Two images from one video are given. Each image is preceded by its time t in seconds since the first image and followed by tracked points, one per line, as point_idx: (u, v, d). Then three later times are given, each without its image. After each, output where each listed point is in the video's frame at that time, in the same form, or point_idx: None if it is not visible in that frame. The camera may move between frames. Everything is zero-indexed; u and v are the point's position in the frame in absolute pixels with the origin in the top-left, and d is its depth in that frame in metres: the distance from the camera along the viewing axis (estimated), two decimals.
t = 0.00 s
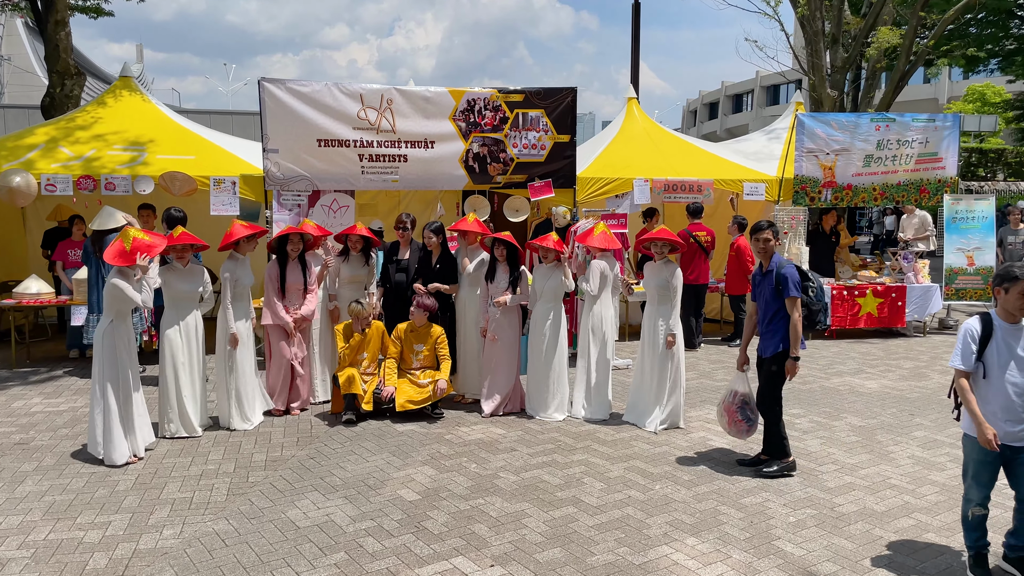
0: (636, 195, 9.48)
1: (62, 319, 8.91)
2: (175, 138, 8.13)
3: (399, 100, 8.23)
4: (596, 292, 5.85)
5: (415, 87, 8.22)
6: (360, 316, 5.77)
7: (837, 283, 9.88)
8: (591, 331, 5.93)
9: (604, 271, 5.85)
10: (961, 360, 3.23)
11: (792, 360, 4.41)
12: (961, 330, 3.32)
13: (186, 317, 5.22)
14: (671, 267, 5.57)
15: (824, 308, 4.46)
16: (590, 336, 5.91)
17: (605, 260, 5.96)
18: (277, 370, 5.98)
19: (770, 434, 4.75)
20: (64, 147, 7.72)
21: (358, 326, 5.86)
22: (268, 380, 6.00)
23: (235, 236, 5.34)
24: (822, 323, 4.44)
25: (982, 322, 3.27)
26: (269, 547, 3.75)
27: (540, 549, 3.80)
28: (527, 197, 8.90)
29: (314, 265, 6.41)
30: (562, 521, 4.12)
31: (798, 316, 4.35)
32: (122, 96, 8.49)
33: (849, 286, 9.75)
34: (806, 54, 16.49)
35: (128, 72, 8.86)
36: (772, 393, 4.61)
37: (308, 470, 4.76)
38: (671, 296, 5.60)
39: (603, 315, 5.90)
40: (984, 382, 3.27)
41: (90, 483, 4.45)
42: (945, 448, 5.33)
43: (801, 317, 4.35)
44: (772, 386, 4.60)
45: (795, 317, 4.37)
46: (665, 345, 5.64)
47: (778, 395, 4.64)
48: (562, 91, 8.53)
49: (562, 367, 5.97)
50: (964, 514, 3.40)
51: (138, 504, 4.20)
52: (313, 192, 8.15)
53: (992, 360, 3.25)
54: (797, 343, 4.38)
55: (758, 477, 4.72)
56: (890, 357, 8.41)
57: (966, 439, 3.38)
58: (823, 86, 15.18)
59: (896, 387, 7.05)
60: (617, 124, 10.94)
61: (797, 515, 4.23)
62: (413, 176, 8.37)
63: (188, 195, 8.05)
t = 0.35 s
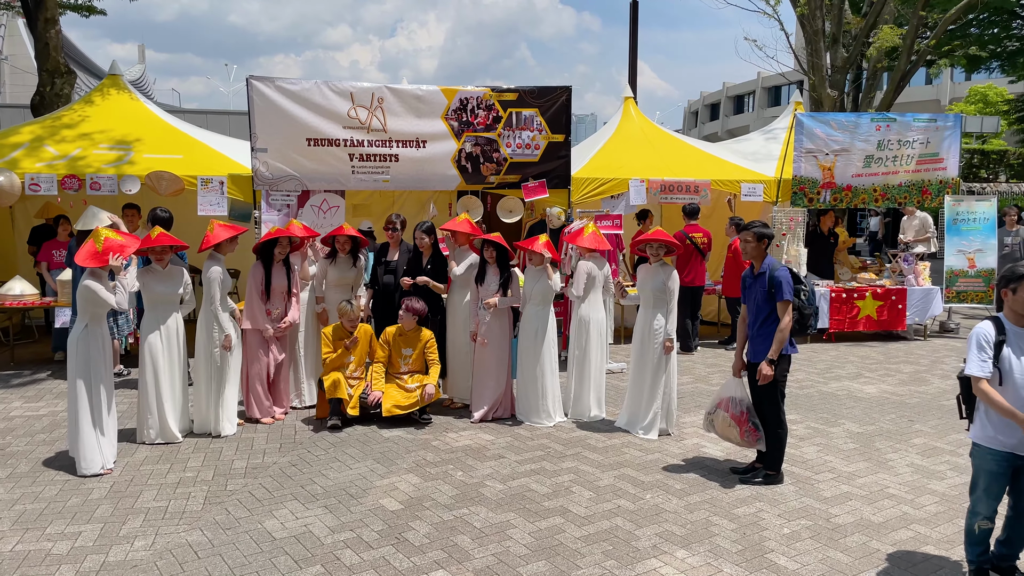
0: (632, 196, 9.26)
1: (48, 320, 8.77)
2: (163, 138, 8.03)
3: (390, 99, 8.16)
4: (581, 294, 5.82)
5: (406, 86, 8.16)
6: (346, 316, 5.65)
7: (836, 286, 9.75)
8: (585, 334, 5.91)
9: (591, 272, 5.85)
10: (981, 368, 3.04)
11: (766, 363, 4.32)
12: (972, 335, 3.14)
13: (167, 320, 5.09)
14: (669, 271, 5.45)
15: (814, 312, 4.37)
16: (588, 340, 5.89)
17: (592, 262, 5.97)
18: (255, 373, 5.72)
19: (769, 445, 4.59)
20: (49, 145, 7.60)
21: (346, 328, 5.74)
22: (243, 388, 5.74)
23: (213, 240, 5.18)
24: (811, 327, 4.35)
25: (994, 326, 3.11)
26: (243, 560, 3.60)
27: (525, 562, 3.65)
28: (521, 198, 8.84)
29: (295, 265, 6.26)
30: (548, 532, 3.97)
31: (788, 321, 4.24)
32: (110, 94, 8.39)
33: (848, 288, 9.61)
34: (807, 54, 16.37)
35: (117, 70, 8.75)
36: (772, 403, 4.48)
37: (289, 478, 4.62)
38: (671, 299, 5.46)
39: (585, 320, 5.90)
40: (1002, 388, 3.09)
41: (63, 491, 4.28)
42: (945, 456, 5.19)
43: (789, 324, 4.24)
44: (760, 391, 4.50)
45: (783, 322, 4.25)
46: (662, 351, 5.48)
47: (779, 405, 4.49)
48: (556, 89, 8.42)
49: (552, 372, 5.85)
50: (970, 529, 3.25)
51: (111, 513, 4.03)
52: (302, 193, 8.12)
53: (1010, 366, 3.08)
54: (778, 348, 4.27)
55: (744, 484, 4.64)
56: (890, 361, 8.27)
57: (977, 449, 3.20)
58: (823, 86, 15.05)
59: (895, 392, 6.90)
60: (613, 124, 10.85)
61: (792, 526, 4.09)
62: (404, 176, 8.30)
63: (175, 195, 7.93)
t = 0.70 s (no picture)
0: (634, 194, 9.11)
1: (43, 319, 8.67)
2: (157, 135, 7.95)
3: (387, 96, 8.15)
4: (573, 294, 5.78)
5: (405, 82, 8.16)
6: (343, 314, 5.48)
7: (842, 286, 9.60)
8: (575, 334, 5.95)
9: (582, 271, 5.81)
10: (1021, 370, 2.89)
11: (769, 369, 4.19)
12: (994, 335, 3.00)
13: (158, 320, 4.97)
14: (672, 269, 5.29)
15: (820, 313, 4.20)
16: (575, 339, 5.94)
17: (584, 260, 5.92)
18: (249, 379, 5.65)
19: (774, 449, 4.45)
20: (42, 142, 7.51)
21: (343, 327, 5.59)
22: (233, 388, 5.62)
23: (205, 238, 5.07)
24: (816, 328, 4.20)
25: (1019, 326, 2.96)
26: (229, 566, 3.45)
27: (520, 569, 3.52)
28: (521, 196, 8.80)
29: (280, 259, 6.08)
30: (545, 538, 3.84)
31: (789, 325, 4.08)
32: (105, 90, 8.31)
33: (854, 289, 9.47)
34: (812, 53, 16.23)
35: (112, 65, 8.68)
36: (774, 406, 4.35)
37: (280, 482, 4.49)
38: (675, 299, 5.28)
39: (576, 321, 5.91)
40: None
41: (47, 494, 4.12)
42: (954, 460, 5.05)
43: (791, 325, 4.08)
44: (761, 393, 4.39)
45: (784, 324, 4.09)
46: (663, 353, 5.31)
47: (782, 409, 4.36)
48: (557, 86, 8.43)
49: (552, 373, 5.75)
50: (989, 536, 3.12)
51: (95, 517, 3.86)
52: (299, 190, 8.10)
53: None
54: (781, 350, 4.12)
55: (748, 488, 4.51)
56: (897, 362, 8.12)
57: (999, 452, 3.06)
58: (828, 85, 14.90)
59: (902, 394, 6.76)
60: (615, 121, 10.74)
61: (797, 533, 3.95)
62: (402, 173, 8.33)
63: (169, 192, 7.90)
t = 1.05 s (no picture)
0: (641, 193, 9.02)
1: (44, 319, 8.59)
2: (158, 132, 7.91)
3: (391, 92, 8.07)
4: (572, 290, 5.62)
5: (409, 78, 8.08)
6: (343, 313, 5.36)
7: (854, 287, 9.43)
8: (573, 333, 5.94)
9: (581, 267, 5.71)
10: None
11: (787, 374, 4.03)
12: None
13: (156, 317, 4.86)
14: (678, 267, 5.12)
15: (832, 315, 4.05)
16: (573, 336, 5.94)
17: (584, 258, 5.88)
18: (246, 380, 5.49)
19: (785, 452, 4.30)
20: (42, 139, 7.46)
21: (343, 326, 5.46)
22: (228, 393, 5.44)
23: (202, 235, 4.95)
24: (829, 332, 4.04)
25: None
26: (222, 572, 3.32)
27: None
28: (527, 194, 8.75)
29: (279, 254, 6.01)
30: (549, 545, 3.70)
31: (797, 326, 3.92)
32: (105, 87, 8.29)
33: (866, 289, 9.30)
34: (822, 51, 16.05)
35: (112, 62, 8.65)
36: (784, 408, 4.21)
37: (277, 484, 4.37)
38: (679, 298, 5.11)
39: (578, 316, 5.91)
40: None
41: (39, 497, 4.00)
42: (972, 465, 4.89)
43: (801, 327, 3.93)
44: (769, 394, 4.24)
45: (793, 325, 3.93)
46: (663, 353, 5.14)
47: (792, 414, 4.21)
48: (565, 82, 8.37)
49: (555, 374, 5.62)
50: (1008, 544, 3.08)
51: (86, 521, 3.74)
52: (301, 187, 8.03)
53: None
54: (795, 354, 3.95)
55: (760, 493, 4.35)
56: (911, 364, 7.93)
57: None
58: (839, 82, 14.72)
59: (917, 397, 6.58)
60: (622, 119, 10.61)
61: (811, 540, 3.80)
62: (406, 170, 8.24)
63: (169, 190, 7.84)
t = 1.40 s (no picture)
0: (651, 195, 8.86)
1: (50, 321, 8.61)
2: (165, 134, 7.97)
3: (398, 93, 8.03)
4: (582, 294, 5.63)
5: (415, 80, 8.03)
6: (344, 318, 5.32)
7: (866, 290, 9.28)
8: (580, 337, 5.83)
9: (592, 271, 5.63)
10: None
11: (773, 379, 4.01)
12: None
13: (157, 323, 4.83)
14: (680, 272, 5.05)
15: (843, 323, 3.94)
16: (581, 341, 5.82)
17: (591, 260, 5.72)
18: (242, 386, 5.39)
19: (792, 463, 4.21)
20: (49, 142, 7.52)
21: (345, 331, 5.43)
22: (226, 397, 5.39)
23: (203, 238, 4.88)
24: (840, 339, 3.92)
25: None
26: None
27: None
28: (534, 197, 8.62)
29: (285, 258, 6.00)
30: (549, 557, 3.63)
31: (800, 335, 3.85)
32: (113, 90, 8.38)
33: (879, 293, 9.15)
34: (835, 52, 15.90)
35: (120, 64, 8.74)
36: (792, 417, 4.12)
37: (276, 492, 4.32)
38: (677, 302, 5.04)
39: (582, 320, 5.81)
40: None
41: (36, 503, 3.97)
42: (986, 475, 4.76)
43: (803, 335, 3.85)
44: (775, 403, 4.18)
45: (796, 333, 3.86)
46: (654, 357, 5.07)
47: (800, 424, 4.13)
48: (573, 84, 8.30)
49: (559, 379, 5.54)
50: (1011, 560, 2.74)
51: (82, 528, 3.70)
52: (307, 190, 8.00)
53: None
54: (792, 359, 3.87)
55: (766, 504, 4.26)
56: (924, 370, 7.78)
57: None
58: (852, 84, 14.58)
59: (931, 404, 6.44)
60: (632, 120, 10.53)
61: (818, 553, 3.69)
62: (412, 173, 8.20)
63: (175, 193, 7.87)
